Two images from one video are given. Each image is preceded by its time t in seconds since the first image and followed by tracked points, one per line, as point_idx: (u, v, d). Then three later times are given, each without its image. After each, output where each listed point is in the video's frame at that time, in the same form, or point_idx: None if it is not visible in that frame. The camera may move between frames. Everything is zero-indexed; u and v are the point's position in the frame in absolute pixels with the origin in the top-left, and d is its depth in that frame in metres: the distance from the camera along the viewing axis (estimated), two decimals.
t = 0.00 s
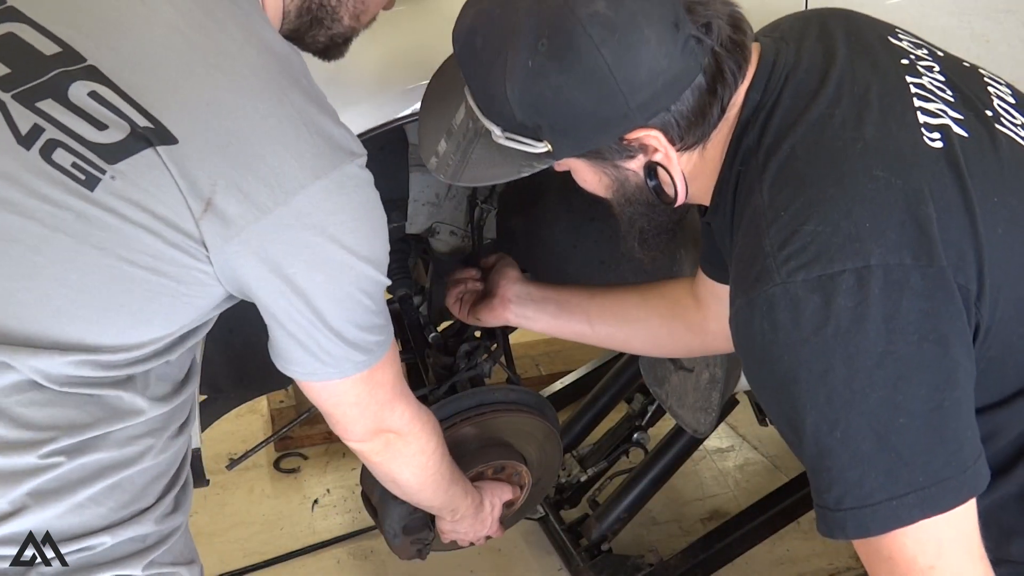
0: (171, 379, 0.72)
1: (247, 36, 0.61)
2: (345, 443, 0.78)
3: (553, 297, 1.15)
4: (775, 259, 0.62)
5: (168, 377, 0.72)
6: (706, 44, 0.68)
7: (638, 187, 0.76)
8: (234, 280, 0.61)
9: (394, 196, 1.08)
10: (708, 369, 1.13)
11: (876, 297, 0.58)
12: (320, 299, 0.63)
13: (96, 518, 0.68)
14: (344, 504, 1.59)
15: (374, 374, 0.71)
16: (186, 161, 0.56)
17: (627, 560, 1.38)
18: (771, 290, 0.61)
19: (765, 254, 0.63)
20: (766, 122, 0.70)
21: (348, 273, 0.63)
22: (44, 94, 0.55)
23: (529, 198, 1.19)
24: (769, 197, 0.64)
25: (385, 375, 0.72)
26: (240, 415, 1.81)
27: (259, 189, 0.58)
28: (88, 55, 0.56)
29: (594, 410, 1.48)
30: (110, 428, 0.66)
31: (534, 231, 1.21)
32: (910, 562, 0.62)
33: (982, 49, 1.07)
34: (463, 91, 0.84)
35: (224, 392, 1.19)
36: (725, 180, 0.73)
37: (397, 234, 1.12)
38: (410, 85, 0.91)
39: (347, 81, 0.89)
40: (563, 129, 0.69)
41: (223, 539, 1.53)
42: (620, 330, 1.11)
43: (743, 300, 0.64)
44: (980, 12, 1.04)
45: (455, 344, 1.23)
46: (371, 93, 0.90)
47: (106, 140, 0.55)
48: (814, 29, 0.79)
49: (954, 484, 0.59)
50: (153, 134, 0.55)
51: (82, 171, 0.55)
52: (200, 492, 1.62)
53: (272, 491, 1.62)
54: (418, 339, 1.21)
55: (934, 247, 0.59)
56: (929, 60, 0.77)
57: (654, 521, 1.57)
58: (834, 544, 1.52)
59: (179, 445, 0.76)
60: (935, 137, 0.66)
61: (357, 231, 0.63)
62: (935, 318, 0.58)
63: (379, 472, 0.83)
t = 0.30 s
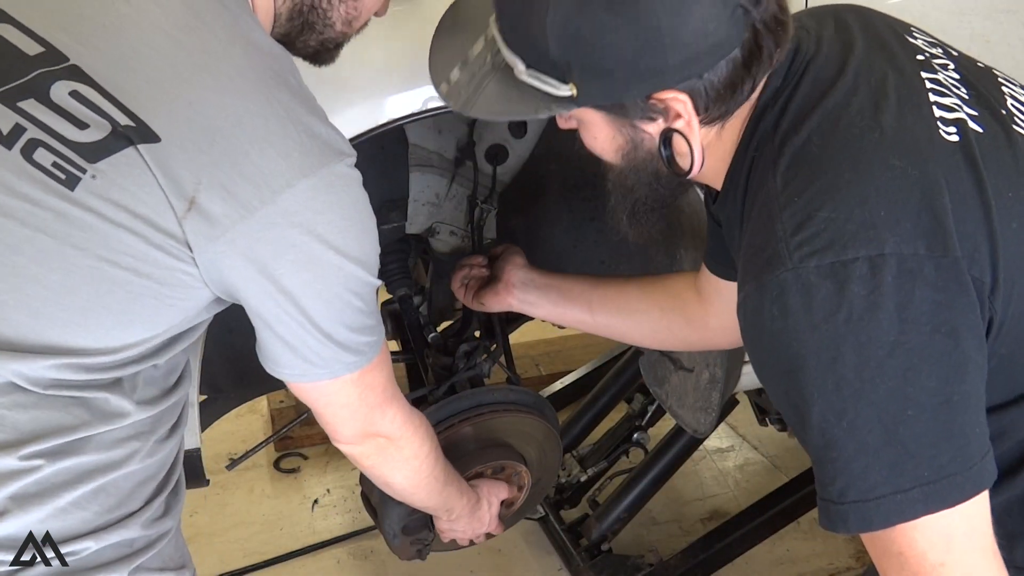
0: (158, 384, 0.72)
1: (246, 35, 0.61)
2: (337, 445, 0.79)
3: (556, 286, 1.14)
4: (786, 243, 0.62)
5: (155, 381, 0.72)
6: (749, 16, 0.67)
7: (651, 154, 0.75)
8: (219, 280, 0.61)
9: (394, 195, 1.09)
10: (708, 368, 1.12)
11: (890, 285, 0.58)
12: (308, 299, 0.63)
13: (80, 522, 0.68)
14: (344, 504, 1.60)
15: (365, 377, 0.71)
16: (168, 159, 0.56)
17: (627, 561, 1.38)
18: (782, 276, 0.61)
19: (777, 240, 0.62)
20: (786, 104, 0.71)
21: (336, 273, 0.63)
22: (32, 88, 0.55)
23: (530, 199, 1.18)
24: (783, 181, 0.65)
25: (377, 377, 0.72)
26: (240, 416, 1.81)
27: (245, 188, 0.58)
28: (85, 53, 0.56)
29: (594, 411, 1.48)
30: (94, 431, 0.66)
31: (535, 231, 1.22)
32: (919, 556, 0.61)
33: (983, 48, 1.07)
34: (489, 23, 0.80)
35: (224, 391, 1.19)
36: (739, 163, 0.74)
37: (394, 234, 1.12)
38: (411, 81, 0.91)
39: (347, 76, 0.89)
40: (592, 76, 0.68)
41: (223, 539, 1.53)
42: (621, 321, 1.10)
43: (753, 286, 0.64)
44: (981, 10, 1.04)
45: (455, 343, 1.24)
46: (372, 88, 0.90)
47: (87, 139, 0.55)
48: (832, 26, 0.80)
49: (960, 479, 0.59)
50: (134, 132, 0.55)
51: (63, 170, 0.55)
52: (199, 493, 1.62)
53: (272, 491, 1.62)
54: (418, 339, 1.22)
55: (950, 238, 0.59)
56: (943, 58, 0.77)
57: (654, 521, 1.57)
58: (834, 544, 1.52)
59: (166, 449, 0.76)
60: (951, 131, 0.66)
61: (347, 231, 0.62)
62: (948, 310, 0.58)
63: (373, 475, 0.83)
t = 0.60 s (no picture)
0: (134, 389, 0.70)
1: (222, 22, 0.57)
2: (310, 466, 0.75)
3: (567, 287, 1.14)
4: (810, 234, 0.62)
5: (130, 386, 0.70)
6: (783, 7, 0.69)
7: (672, 138, 0.76)
8: (179, 279, 0.56)
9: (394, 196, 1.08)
10: (708, 369, 1.12)
11: (915, 278, 0.58)
12: (274, 302, 0.57)
13: (57, 531, 0.67)
14: (344, 504, 1.60)
15: (338, 394, 0.67)
16: (120, 148, 0.51)
17: (627, 560, 1.38)
18: (805, 267, 0.61)
19: (801, 231, 0.62)
20: (811, 99, 0.71)
21: (305, 275, 0.58)
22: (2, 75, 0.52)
23: (529, 201, 1.18)
24: (807, 174, 0.65)
25: (352, 391, 0.68)
26: (239, 415, 1.81)
27: (203, 177, 0.52)
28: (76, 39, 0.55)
29: (594, 410, 1.48)
30: (65, 438, 0.64)
31: (535, 230, 1.22)
32: (933, 557, 0.61)
33: (984, 48, 1.07)
34: None
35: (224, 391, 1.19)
36: (760, 156, 0.74)
37: (393, 235, 1.13)
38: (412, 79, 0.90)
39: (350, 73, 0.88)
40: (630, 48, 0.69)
41: (223, 539, 1.52)
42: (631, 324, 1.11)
43: (775, 277, 0.64)
44: (983, 9, 1.04)
45: (455, 344, 1.23)
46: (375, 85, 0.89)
47: (38, 128, 0.51)
48: (853, 31, 0.81)
49: (982, 477, 0.59)
50: (83, 117, 0.51)
51: (10, 160, 0.51)
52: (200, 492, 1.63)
53: (272, 491, 1.62)
54: (418, 339, 1.22)
55: (976, 232, 0.59)
56: (960, 65, 0.78)
57: (654, 521, 1.57)
58: (834, 544, 1.52)
59: (145, 457, 0.74)
60: (973, 130, 0.67)
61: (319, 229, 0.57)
62: (973, 306, 0.58)
63: (350, 497, 0.80)
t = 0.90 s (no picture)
0: (104, 396, 0.70)
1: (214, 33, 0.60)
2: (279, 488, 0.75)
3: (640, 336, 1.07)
4: (853, 241, 0.62)
5: (101, 394, 0.70)
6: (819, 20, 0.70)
7: (712, 152, 0.76)
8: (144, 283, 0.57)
9: (394, 195, 1.08)
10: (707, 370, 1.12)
11: (958, 289, 0.58)
12: (241, 313, 0.58)
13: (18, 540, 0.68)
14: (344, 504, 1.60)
15: (312, 415, 0.67)
16: (89, 151, 0.54)
17: (627, 560, 1.38)
18: (847, 273, 0.61)
19: (844, 239, 0.62)
20: (853, 114, 0.71)
21: (273, 287, 0.58)
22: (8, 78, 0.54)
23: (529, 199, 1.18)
24: (851, 185, 0.65)
25: (325, 411, 0.68)
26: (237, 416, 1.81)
27: (174, 181, 0.54)
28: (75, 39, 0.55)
29: (594, 410, 1.48)
30: (31, 445, 0.65)
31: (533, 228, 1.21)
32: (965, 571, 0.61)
33: (986, 49, 1.07)
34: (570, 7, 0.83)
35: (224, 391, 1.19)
36: (801, 170, 0.73)
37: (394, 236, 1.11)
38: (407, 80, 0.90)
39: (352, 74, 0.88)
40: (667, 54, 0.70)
41: (223, 539, 1.53)
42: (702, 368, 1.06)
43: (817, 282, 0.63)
44: (984, 12, 1.04)
45: (454, 344, 1.24)
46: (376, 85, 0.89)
47: (6, 125, 0.53)
48: (894, 60, 0.82)
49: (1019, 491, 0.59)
50: (51, 119, 0.53)
51: None
52: (199, 492, 1.63)
53: (272, 491, 1.62)
54: (418, 339, 1.22)
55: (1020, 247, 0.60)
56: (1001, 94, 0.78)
57: (654, 521, 1.57)
58: (834, 544, 1.52)
59: (116, 466, 0.74)
60: (1017, 150, 0.67)
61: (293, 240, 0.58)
62: (1014, 319, 0.58)
63: (319, 522, 0.79)
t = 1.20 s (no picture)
0: (91, 402, 0.70)
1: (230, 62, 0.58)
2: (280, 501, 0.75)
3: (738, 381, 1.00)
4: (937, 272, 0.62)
5: (88, 401, 0.70)
6: (921, 49, 0.68)
7: (799, 166, 0.75)
8: (146, 307, 0.56)
9: (394, 195, 1.08)
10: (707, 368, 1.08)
11: None
12: (244, 342, 0.58)
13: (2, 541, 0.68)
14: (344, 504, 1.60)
15: (312, 434, 0.67)
16: (105, 177, 0.52)
17: (627, 560, 1.38)
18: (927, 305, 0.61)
19: (926, 269, 0.63)
20: (954, 147, 0.69)
21: (278, 319, 0.58)
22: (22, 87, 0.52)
23: (529, 200, 1.20)
24: (940, 219, 0.65)
25: (326, 432, 0.69)
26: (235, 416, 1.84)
27: (184, 214, 0.53)
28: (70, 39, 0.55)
29: (593, 411, 1.49)
30: (18, 450, 0.65)
31: (533, 227, 1.24)
32: None
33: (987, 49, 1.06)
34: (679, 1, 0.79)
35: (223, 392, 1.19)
36: (887, 200, 0.72)
37: (394, 236, 1.11)
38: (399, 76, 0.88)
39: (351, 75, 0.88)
40: (765, 64, 0.69)
41: (222, 538, 1.53)
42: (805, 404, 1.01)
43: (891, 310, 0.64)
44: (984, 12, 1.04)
45: (455, 344, 1.24)
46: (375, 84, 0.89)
47: (28, 146, 0.52)
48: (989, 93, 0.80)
49: None
50: (71, 144, 0.51)
51: None
52: (200, 491, 1.63)
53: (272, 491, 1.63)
54: (419, 339, 1.23)
55: None
56: None
57: (655, 521, 1.57)
58: (834, 544, 1.52)
59: (101, 470, 0.74)
60: None
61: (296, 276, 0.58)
62: None
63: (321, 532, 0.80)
